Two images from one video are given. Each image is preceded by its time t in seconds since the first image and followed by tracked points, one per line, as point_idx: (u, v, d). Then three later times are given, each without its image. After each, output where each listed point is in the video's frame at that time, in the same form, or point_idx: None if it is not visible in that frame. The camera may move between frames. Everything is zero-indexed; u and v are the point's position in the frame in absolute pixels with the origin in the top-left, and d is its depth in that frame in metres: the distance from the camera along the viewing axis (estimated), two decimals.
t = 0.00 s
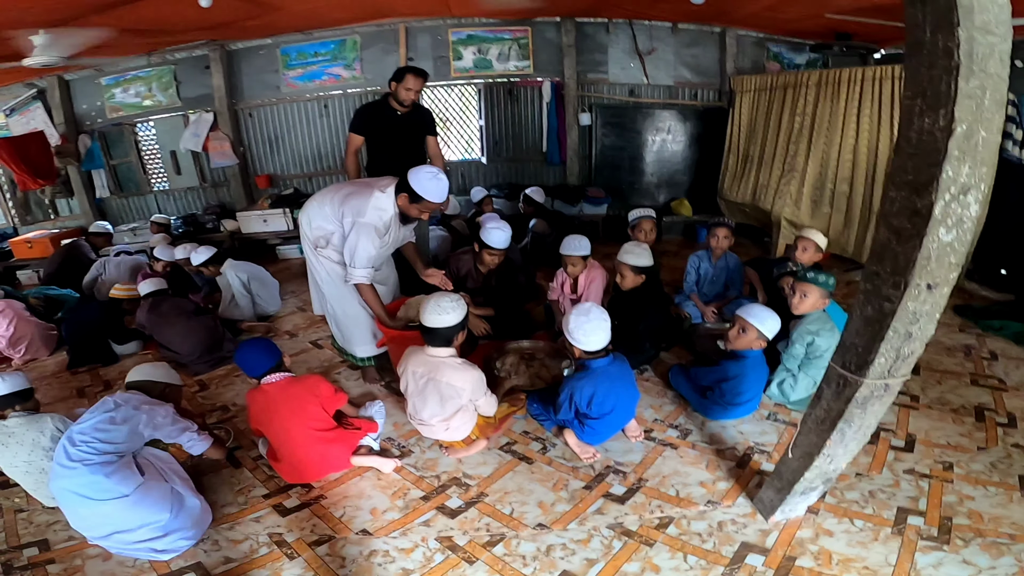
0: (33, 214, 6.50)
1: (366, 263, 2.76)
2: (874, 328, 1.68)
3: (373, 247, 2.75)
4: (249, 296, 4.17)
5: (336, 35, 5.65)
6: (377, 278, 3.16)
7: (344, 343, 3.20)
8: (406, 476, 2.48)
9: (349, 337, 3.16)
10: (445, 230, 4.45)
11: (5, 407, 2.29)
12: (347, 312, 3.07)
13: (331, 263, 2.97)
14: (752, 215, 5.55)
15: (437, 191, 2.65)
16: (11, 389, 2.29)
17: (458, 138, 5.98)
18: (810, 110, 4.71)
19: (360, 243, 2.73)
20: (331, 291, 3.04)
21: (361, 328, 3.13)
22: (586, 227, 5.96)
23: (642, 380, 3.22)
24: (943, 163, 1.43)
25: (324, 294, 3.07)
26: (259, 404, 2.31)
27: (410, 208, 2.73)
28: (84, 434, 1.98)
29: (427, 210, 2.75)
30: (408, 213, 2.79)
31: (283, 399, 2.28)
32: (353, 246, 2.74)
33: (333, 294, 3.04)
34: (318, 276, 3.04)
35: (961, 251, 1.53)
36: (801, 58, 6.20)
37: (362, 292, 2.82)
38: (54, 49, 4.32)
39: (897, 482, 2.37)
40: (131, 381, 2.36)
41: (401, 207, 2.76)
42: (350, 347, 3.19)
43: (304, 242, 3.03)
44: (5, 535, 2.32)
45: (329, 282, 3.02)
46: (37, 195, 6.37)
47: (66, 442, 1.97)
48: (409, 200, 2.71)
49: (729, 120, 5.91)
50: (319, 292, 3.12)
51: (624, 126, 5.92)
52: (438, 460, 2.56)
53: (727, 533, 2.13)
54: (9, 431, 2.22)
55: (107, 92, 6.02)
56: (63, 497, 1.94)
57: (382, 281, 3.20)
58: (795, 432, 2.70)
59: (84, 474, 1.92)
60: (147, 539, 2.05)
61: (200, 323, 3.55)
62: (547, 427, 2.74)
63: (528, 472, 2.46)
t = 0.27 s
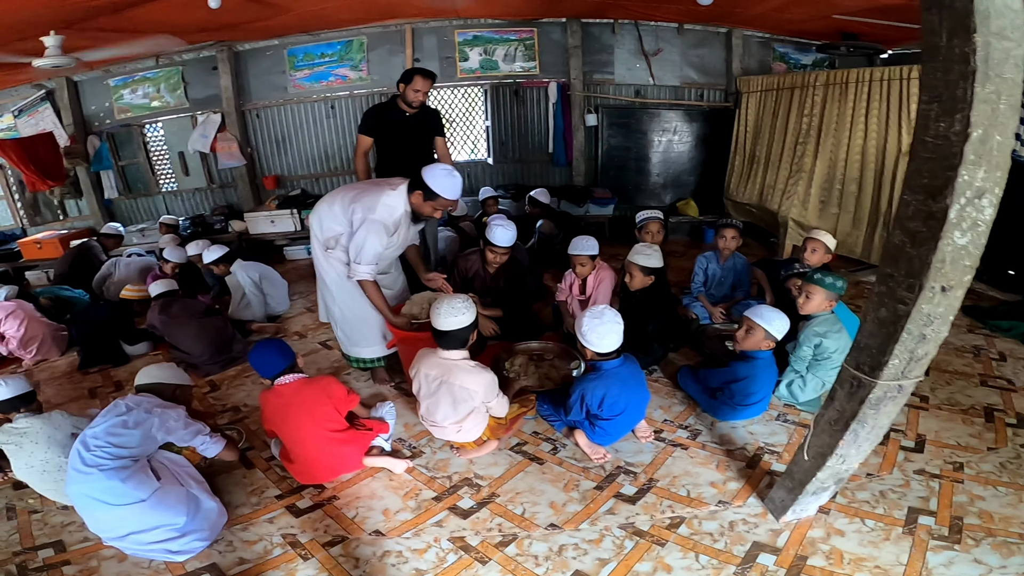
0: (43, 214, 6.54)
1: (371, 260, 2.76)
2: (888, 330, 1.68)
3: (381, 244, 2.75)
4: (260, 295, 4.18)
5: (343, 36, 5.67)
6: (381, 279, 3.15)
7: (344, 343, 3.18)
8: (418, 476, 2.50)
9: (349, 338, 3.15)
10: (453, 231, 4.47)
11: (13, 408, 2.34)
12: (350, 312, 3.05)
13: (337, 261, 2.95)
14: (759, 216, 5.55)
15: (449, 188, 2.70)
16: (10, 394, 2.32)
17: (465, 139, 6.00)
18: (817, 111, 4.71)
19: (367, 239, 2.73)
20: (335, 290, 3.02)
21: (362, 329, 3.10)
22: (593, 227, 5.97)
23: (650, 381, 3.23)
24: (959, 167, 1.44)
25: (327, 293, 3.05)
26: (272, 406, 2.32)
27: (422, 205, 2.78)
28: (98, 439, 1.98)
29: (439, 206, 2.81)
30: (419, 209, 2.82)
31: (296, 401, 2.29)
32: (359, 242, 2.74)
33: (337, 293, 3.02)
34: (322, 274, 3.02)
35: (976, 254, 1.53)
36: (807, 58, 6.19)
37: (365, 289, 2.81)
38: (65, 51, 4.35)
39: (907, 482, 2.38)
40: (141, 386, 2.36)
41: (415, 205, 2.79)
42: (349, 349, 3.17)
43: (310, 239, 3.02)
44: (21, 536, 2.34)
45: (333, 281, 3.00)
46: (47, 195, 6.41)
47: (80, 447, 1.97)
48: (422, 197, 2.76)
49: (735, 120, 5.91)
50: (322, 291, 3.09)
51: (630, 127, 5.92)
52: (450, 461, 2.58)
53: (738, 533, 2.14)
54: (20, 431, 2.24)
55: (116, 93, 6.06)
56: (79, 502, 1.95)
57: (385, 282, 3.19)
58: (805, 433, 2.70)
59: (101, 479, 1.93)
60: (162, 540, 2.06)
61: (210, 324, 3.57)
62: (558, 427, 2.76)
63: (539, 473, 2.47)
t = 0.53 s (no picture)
0: (41, 216, 6.53)
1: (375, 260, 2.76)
2: (891, 338, 1.69)
3: (386, 245, 2.75)
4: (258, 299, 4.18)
5: (344, 38, 5.67)
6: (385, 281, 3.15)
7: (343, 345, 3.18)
8: (419, 482, 2.49)
9: (350, 340, 3.15)
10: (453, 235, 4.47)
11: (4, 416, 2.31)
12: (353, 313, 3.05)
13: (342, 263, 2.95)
14: (759, 220, 5.56)
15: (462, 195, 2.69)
16: None
17: (465, 142, 6.00)
18: (817, 115, 4.72)
19: (373, 239, 2.73)
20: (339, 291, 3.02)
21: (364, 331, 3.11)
22: (592, 231, 5.98)
23: (651, 386, 3.23)
24: (965, 176, 1.44)
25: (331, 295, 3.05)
26: (273, 412, 2.32)
27: (434, 209, 2.75)
28: (97, 444, 1.97)
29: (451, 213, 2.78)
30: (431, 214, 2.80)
31: (297, 407, 2.29)
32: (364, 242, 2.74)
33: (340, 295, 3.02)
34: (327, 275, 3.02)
35: (980, 263, 1.54)
36: (807, 61, 6.20)
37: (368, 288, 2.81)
38: (66, 51, 4.34)
39: (908, 487, 2.38)
40: (140, 391, 2.36)
41: (427, 209, 2.76)
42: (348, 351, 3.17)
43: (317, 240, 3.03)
44: (20, 541, 2.33)
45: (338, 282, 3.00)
46: (45, 197, 6.40)
47: (79, 452, 1.96)
48: (437, 202, 2.73)
49: (735, 124, 5.92)
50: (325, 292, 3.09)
51: (631, 131, 5.92)
52: (451, 466, 2.58)
53: (740, 538, 2.13)
54: (16, 433, 2.22)
55: (116, 94, 6.05)
56: (79, 507, 1.94)
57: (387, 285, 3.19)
58: (806, 438, 2.71)
59: (101, 485, 1.92)
60: (163, 545, 2.05)
61: (210, 328, 3.56)
62: (559, 433, 2.76)
63: (540, 478, 2.47)
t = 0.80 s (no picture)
0: (31, 220, 6.47)
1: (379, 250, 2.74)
2: (879, 336, 1.70)
3: (391, 236, 2.75)
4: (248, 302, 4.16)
5: (335, 40, 5.66)
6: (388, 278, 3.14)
7: (345, 343, 3.16)
8: (412, 483, 2.49)
9: (352, 338, 3.13)
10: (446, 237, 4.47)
11: None
12: (357, 310, 3.04)
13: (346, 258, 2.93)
14: (751, 220, 5.58)
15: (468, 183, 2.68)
16: None
17: (457, 143, 5.99)
18: (807, 115, 4.75)
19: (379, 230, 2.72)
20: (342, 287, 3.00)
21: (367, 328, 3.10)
22: (586, 232, 5.99)
23: (644, 386, 3.24)
24: (948, 174, 1.45)
25: (334, 291, 3.03)
26: (264, 415, 2.31)
27: (440, 198, 2.72)
28: (89, 446, 1.95)
29: (457, 202, 2.76)
30: (435, 205, 2.78)
31: (289, 409, 2.28)
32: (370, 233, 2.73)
33: (344, 291, 3.00)
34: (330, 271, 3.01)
35: (965, 261, 1.55)
36: (798, 61, 6.24)
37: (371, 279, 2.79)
38: (55, 54, 4.31)
39: (900, 485, 2.39)
40: (131, 394, 2.36)
41: (433, 200, 2.74)
42: (350, 349, 3.16)
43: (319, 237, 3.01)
44: (11, 545, 2.31)
45: (341, 278, 2.99)
46: (35, 200, 6.34)
47: (71, 454, 1.94)
48: (443, 192, 2.70)
49: (727, 124, 5.95)
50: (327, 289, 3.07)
51: (623, 132, 5.94)
52: (444, 467, 2.57)
53: (733, 537, 2.14)
54: (6, 438, 2.21)
55: (106, 97, 6.02)
56: (70, 510, 1.92)
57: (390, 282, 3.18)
58: (797, 437, 2.72)
59: (93, 487, 1.90)
60: (156, 547, 2.04)
61: (202, 331, 3.55)
62: (552, 433, 2.76)
63: (534, 479, 2.47)
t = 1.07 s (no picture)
0: (20, 220, 6.42)
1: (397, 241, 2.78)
2: (866, 331, 1.70)
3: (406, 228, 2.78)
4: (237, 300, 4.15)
5: (327, 39, 5.64)
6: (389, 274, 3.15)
7: (344, 341, 3.15)
8: (405, 481, 2.48)
9: (353, 335, 3.12)
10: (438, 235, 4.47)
11: None
12: (361, 306, 3.03)
13: (350, 254, 2.92)
14: (743, 218, 5.60)
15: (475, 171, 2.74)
16: None
17: (450, 142, 5.98)
18: (798, 113, 4.77)
19: (395, 222, 2.75)
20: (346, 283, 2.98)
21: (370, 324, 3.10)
22: (579, 230, 6.00)
23: (637, 383, 3.25)
24: (932, 169, 1.46)
25: (336, 287, 3.00)
26: (256, 413, 2.31)
27: (446, 188, 2.75)
28: (78, 446, 1.94)
29: (462, 192, 2.80)
30: (441, 196, 2.80)
31: (280, 407, 2.28)
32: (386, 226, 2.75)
33: (348, 287, 2.99)
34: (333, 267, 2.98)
35: (949, 255, 1.56)
36: (789, 60, 6.26)
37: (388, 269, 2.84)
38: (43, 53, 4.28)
39: (890, 481, 2.41)
40: (122, 394, 2.34)
41: (441, 191, 2.76)
42: (350, 346, 3.15)
43: (320, 233, 2.96)
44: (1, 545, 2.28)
45: (345, 275, 2.97)
46: (24, 200, 6.30)
47: (60, 455, 1.93)
48: (449, 182, 2.74)
49: (719, 122, 5.98)
50: (328, 286, 3.03)
51: (617, 130, 5.94)
52: (437, 465, 2.57)
53: (725, 533, 2.15)
54: None
55: (95, 96, 5.98)
56: (60, 510, 1.91)
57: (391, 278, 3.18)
58: (788, 432, 2.73)
59: (82, 488, 1.89)
60: (147, 547, 2.03)
61: (193, 330, 3.52)
62: (545, 431, 2.76)
63: (526, 476, 2.47)
